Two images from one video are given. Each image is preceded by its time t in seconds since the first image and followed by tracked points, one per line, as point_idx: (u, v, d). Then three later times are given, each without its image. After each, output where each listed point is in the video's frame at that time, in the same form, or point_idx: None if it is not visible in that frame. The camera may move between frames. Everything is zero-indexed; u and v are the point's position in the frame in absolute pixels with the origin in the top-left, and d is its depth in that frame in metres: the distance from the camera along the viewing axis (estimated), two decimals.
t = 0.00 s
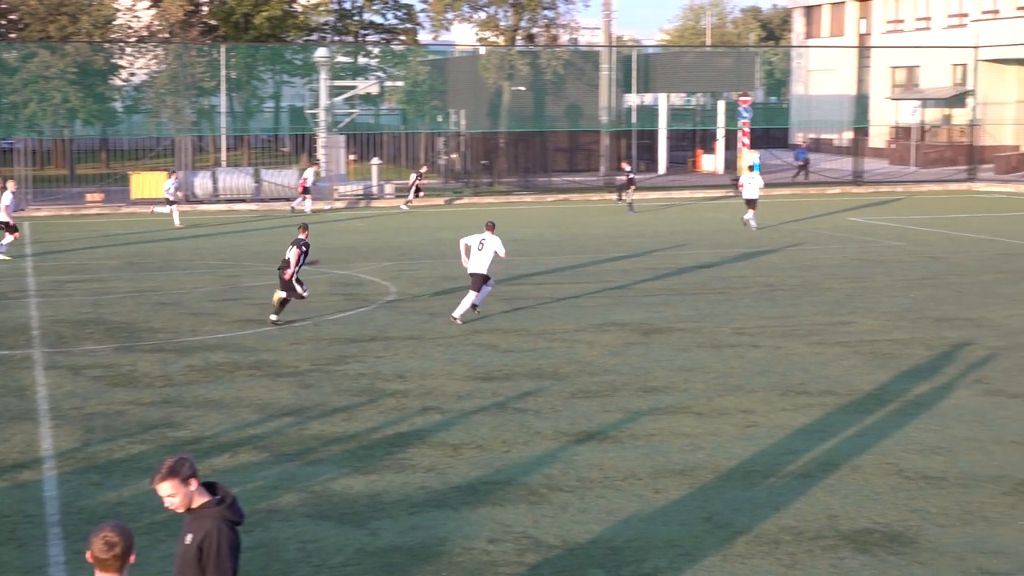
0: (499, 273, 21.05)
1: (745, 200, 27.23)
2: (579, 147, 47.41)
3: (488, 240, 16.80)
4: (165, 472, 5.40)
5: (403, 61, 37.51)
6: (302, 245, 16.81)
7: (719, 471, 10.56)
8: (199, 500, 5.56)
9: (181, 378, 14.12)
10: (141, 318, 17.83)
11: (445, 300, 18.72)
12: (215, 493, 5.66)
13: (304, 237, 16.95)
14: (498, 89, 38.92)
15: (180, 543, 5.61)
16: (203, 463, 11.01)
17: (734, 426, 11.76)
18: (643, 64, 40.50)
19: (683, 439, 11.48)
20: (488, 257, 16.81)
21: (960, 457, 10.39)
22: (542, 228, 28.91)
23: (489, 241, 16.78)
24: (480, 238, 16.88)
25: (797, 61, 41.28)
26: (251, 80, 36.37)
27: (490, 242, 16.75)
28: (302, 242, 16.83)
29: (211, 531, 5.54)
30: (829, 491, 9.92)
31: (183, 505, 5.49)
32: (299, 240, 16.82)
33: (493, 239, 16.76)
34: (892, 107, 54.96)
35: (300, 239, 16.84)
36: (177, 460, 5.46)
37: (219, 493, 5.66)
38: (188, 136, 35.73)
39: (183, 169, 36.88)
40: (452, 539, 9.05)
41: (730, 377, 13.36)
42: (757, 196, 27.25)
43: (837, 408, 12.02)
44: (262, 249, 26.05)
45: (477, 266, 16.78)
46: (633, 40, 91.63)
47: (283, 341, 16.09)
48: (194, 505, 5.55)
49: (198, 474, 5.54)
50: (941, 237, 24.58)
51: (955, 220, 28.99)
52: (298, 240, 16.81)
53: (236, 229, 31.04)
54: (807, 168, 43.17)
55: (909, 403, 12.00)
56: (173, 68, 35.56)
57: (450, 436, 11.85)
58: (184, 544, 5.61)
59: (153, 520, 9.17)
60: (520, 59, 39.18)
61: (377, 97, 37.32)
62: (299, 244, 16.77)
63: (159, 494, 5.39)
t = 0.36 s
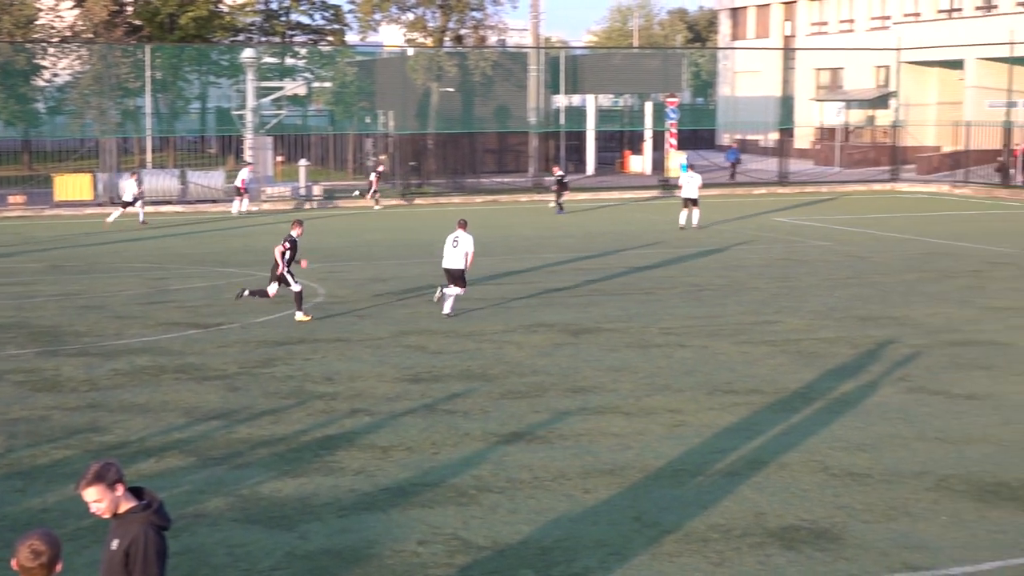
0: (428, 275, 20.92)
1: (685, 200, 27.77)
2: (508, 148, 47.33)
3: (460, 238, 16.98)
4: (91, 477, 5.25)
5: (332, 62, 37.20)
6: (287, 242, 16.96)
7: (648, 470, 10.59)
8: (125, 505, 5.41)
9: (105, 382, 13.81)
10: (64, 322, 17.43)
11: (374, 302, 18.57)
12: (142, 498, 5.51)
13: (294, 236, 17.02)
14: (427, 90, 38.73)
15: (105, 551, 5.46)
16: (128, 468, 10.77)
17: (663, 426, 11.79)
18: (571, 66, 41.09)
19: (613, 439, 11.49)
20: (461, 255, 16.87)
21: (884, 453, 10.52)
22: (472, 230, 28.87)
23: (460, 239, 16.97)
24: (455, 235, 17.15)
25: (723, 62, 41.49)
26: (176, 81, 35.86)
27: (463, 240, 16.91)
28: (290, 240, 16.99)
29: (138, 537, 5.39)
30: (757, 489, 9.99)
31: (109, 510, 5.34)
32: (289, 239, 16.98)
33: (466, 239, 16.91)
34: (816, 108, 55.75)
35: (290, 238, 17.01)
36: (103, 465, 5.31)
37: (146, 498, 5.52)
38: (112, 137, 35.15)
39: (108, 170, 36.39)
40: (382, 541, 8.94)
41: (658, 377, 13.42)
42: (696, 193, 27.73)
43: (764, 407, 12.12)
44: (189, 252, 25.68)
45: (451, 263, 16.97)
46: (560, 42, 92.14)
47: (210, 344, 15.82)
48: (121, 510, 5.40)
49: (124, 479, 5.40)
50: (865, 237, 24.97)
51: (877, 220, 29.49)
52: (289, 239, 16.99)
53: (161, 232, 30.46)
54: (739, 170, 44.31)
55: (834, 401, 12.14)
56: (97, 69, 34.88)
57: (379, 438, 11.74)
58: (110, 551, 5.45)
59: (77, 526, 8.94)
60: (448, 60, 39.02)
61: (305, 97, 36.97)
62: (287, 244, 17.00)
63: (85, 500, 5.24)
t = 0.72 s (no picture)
0: (376, 276, 20.81)
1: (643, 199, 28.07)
2: (454, 149, 47.26)
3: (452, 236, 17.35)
4: (35, 481, 5.11)
5: (276, 63, 37.05)
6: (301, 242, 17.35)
7: (596, 470, 10.59)
8: (71, 509, 5.26)
9: (48, 385, 13.56)
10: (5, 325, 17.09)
11: (321, 303, 18.43)
12: (88, 502, 5.37)
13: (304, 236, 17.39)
14: (372, 91, 38.49)
15: (51, 556, 5.31)
16: (72, 472, 10.57)
17: (610, 426, 11.81)
18: (517, 68, 41.05)
19: (561, 439, 11.48)
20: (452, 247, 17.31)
21: (829, 452, 10.60)
22: (419, 231, 28.78)
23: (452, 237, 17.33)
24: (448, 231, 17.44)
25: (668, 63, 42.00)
26: (119, 82, 35.35)
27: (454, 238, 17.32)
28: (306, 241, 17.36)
29: (84, 542, 5.25)
30: (704, 488, 10.03)
31: (54, 514, 5.21)
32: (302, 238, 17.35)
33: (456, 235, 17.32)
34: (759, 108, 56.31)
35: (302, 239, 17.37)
36: (48, 469, 5.18)
37: (92, 502, 5.38)
38: (54, 138, 34.54)
39: (50, 172, 35.65)
40: (330, 543, 8.85)
41: (606, 377, 13.43)
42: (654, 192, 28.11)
43: (711, 406, 12.17)
44: (133, 254, 25.33)
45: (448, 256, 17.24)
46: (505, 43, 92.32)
47: (155, 346, 15.59)
48: (66, 515, 5.26)
49: (70, 483, 5.27)
50: (808, 237, 25.22)
51: (819, 220, 29.81)
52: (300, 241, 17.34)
53: (103, 233, 30.06)
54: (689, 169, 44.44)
55: (779, 399, 12.21)
56: (38, 70, 34.23)
57: (327, 440, 11.63)
58: (55, 555, 5.31)
59: (21, 531, 8.75)
60: (394, 61, 38.69)
61: (250, 98, 36.81)
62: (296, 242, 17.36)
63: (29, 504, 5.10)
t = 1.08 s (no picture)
0: (327, 277, 20.67)
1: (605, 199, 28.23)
2: (406, 150, 47.09)
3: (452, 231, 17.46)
4: None
5: (226, 63, 36.71)
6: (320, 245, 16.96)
7: (548, 470, 10.59)
8: (19, 514, 5.17)
9: None
10: None
11: (272, 304, 18.27)
12: (36, 506, 5.28)
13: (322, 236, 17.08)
14: (323, 92, 38.24)
15: None
16: (18, 476, 10.38)
17: (562, 426, 11.81)
18: (468, 68, 41.11)
19: (513, 440, 11.47)
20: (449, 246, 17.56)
21: (779, 450, 10.66)
22: (370, 232, 28.62)
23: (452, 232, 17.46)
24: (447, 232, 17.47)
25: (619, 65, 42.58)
26: (67, 82, 34.83)
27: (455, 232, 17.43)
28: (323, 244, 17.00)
29: (32, 546, 5.16)
30: (656, 487, 10.05)
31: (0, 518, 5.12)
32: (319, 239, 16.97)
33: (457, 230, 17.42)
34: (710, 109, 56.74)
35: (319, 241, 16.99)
36: None
37: (41, 506, 5.28)
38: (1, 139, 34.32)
39: None
40: (282, 546, 8.77)
41: (558, 377, 13.42)
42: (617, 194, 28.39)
43: (663, 406, 12.20)
44: (81, 256, 24.95)
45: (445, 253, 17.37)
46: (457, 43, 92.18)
47: (104, 349, 15.38)
48: (14, 519, 5.16)
49: (17, 486, 5.18)
50: (759, 238, 25.40)
51: (769, 220, 30.04)
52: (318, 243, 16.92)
53: (51, 235, 29.63)
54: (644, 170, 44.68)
55: (730, 399, 12.28)
56: None
57: (278, 442, 11.53)
58: (3, 560, 5.22)
59: None
60: (345, 62, 38.60)
61: (200, 98, 36.18)
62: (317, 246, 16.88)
63: None
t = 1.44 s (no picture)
0: (293, 278, 20.54)
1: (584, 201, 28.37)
2: (372, 150, 46.96)
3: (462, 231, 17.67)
4: None
5: (191, 64, 36.38)
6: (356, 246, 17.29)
7: (515, 470, 10.57)
8: None
9: None
10: None
11: (237, 306, 18.15)
12: None
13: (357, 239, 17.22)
14: (289, 92, 37.92)
15: None
16: None
17: (530, 426, 11.80)
18: (434, 68, 40.97)
19: (480, 440, 11.45)
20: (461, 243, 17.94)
21: (745, 450, 10.70)
22: (336, 233, 28.48)
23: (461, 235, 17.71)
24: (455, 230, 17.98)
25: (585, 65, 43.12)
26: (30, 82, 34.44)
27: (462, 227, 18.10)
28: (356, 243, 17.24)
29: None
30: (623, 487, 10.05)
31: None
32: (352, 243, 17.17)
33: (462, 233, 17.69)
34: (675, 110, 56.86)
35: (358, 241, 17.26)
36: None
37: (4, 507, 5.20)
38: None
39: None
40: (249, 548, 8.70)
41: (525, 377, 13.41)
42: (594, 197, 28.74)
43: (629, 406, 12.21)
44: (43, 258, 24.68)
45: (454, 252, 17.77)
46: (423, 44, 91.99)
47: (67, 351, 15.21)
48: None
49: None
50: (724, 238, 25.49)
51: (734, 220, 30.17)
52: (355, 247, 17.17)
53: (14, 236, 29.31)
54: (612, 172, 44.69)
55: (696, 398, 12.30)
56: None
57: (244, 443, 11.44)
58: None
59: None
60: (311, 62, 38.26)
61: (164, 99, 35.88)
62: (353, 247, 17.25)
63: None
